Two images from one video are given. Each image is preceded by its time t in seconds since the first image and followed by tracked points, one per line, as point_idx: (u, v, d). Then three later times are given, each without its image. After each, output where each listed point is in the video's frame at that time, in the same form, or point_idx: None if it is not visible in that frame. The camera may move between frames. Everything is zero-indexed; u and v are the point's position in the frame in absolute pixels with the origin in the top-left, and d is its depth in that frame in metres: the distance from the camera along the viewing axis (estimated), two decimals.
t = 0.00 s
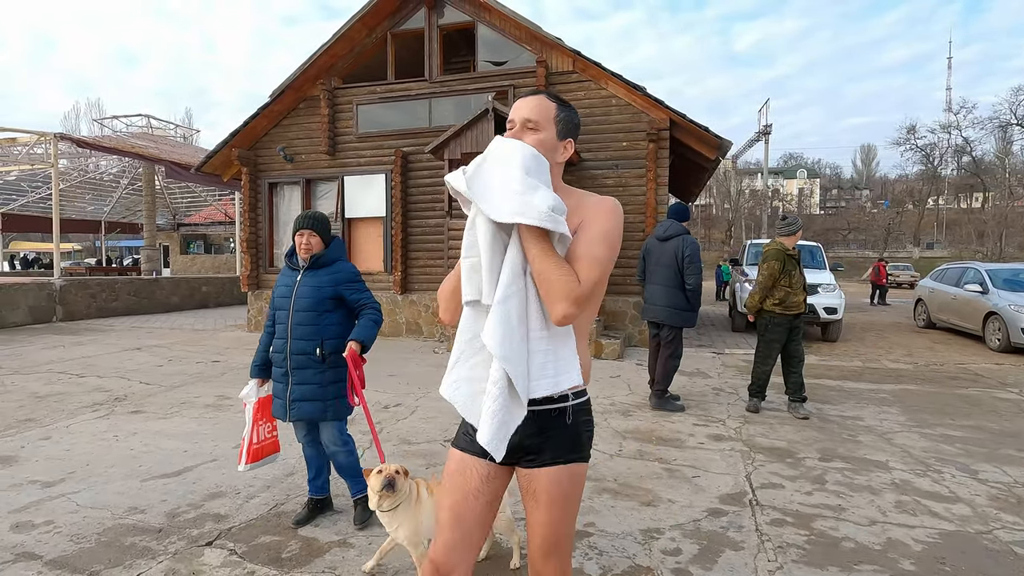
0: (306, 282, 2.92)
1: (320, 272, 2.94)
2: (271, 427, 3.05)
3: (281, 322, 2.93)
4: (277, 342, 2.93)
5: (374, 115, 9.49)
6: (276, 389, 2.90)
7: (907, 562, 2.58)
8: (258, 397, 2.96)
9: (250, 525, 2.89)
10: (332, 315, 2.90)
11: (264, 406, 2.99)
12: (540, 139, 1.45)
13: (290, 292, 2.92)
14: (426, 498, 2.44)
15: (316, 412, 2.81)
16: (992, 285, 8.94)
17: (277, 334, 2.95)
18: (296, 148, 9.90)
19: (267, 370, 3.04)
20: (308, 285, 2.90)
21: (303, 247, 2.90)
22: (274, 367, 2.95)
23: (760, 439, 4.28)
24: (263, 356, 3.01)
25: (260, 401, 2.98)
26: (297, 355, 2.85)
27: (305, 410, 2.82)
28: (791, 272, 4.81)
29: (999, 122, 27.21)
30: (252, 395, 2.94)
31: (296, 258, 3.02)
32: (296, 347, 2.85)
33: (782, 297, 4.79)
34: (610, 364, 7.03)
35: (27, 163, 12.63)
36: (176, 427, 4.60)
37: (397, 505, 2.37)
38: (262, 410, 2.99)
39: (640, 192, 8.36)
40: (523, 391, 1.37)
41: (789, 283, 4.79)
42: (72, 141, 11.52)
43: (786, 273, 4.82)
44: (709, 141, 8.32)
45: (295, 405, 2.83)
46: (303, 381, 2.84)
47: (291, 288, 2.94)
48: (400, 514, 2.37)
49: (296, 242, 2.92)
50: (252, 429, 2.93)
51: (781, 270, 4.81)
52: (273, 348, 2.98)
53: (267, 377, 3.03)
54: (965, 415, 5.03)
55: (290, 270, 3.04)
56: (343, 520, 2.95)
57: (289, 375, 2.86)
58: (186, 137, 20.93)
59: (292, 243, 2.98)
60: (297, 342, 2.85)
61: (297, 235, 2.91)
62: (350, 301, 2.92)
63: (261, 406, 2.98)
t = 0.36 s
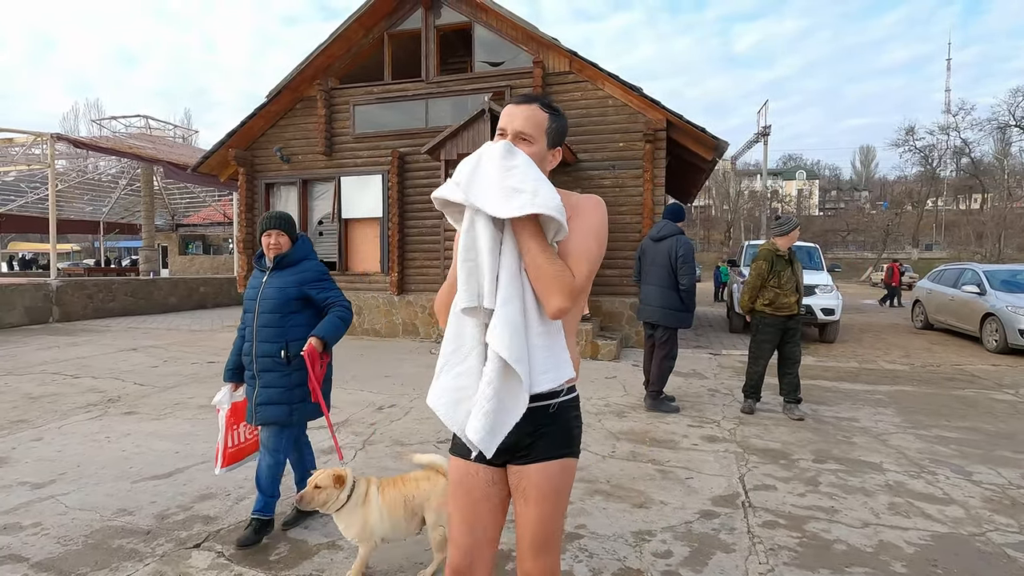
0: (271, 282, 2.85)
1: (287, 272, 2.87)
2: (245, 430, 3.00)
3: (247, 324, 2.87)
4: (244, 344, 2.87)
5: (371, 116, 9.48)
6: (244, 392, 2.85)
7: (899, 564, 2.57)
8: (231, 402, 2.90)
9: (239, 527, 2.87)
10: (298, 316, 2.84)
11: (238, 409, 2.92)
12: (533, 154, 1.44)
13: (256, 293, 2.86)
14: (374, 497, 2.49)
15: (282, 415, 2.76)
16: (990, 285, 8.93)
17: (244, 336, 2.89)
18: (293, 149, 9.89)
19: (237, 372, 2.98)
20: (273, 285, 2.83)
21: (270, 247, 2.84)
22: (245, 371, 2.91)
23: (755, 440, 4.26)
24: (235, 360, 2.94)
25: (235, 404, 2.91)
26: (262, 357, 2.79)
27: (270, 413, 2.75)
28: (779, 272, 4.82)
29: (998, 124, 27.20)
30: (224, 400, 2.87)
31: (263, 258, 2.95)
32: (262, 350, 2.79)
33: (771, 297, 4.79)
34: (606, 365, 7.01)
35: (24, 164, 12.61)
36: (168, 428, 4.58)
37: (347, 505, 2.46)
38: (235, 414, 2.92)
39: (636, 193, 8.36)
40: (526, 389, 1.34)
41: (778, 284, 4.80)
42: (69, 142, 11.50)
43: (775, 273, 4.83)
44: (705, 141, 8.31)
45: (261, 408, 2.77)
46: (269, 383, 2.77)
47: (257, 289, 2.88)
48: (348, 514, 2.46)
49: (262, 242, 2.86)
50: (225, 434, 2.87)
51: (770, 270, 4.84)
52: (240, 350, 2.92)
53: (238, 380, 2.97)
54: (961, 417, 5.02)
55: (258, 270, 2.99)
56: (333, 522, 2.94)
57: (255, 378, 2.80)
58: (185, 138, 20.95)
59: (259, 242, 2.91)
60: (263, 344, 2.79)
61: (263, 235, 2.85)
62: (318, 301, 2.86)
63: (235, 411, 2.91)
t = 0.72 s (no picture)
0: (233, 289, 2.84)
1: (249, 280, 2.85)
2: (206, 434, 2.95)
3: (204, 330, 2.85)
4: (198, 351, 2.85)
5: (368, 116, 9.48)
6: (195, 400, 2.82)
7: (890, 566, 2.56)
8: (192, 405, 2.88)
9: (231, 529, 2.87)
10: (254, 326, 2.81)
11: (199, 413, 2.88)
12: (483, 148, 1.47)
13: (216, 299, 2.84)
14: (320, 509, 2.38)
15: (229, 427, 2.71)
16: (986, 287, 8.95)
17: (200, 342, 2.87)
18: (290, 149, 9.88)
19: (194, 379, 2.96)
20: (234, 293, 2.81)
21: (236, 252, 2.84)
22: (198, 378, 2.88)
23: (749, 441, 4.26)
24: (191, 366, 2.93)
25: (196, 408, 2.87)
26: (212, 366, 2.76)
27: (218, 424, 2.71)
28: (770, 272, 4.83)
29: (996, 124, 27.22)
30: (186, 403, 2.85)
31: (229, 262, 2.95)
32: (214, 358, 2.76)
33: (762, 297, 4.80)
34: (602, 366, 7.01)
35: (21, 164, 12.59)
36: (162, 429, 4.57)
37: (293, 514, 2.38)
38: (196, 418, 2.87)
39: (633, 193, 8.36)
40: (530, 406, 1.44)
41: (769, 284, 4.80)
42: (67, 142, 11.49)
43: (766, 273, 4.84)
44: (702, 142, 8.32)
45: (209, 418, 2.72)
46: (218, 394, 2.74)
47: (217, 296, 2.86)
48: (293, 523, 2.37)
49: (229, 246, 2.86)
50: (189, 438, 2.85)
51: (760, 271, 4.84)
52: (195, 358, 2.89)
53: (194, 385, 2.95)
54: (956, 418, 5.02)
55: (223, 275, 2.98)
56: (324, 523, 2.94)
57: (205, 387, 2.77)
58: (183, 139, 20.92)
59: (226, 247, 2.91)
60: (215, 352, 2.77)
61: (230, 240, 2.84)
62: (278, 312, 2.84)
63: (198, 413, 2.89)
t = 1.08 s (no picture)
0: (217, 287, 2.80)
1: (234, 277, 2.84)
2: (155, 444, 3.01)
3: (186, 330, 2.80)
4: (180, 353, 2.79)
5: (369, 117, 9.49)
6: (175, 404, 2.77)
7: (892, 566, 2.58)
8: (149, 411, 2.92)
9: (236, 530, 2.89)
10: (242, 325, 2.81)
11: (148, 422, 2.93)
12: (505, 154, 1.50)
13: (200, 298, 2.80)
14: (267, 520, 2.35)
15: (221, 427, 2.73)
16: (985, 287, 8.97)
17: (180, 344, 2.81)
18: (291, 150, 9.88)
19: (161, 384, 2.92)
20: (219, 291, 2.79)
21: (216, 250, 2.81)
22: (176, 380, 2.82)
23: (750, 441, 4.28)
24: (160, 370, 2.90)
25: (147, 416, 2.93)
26: (201, 366, 2.73)
27: (208, 426, 2.71)
28: (766, 273, 4.85)
29: (994, 125, 27.28)
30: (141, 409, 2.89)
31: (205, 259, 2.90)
32: (201, 360, 2.74)
33: (758, 298, 4.82)
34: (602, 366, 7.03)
35: (21, 164, 12.57)
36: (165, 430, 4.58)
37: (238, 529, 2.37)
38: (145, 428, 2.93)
39: (633, 194, 8.37)
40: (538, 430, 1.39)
41: (765, 285, 4.83)
42: (66, 142, 11.47)
43: (761, 274, 4.86)
44: (703, 143, 8.33)
45: (200, 422, 2.71)
46: (207, 395, 2.73)
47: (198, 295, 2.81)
48: (240, 537, 2.37)
49: (209, 244, 2.82)
50: (140, 444, 2.93)
51: (756, 271, 4.87)
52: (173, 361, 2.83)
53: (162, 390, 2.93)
54: (956, 418, 5.04)
55: (197, 274, 2.93)
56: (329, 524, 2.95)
57: (192, 390, 2.74)
58: (182, 138, 20.89)
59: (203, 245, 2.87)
60: (203, 353, 2.74)
61: (211, 238, 2.81)
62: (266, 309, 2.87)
63: (153, 420, 2.95)
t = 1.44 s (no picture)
0: (196, 288, 2.65)
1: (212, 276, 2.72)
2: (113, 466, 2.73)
3: (162, 334, 2.60)
4: (158, 358, 2.58)
5: (369, 116, 9.48)
6: (159, 412, 2.58)
7: (895, 563, 2.59)
8: (115, 425, 2.68)
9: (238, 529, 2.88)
10: (226, 325, 2.70)
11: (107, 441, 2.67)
12: (532, 144, 1.48)
13: (177, 300, 2.62)
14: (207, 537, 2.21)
15: (218, 429, 2.65)
16: (984, 287, 8.98)
17: (154, 349, 2.60)
18: (291, 149, 9.87)
19: (122, 396, 2.66)
20: (201, 291, 2.65)
21: (188, 249, 2.64)
22: (150, 386, 2.60)
23: (751, 440, 4.29)
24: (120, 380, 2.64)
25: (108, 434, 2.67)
26: (191, 369, 2.59)
27: (204, 429, 2.61)
28: (764, 272, 4.85)
29: (992, 125, 27.34)
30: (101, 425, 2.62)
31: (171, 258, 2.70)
32: (191, 362, 2.60)
33: (756, 297, 4.84)
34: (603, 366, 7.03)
35: (20, 163, 12.54)
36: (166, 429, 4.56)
37: (174, 536, 2.20)
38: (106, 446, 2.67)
39: (633, 193, 8.38)
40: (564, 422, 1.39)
41: (763, 284, 4.83)
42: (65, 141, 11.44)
43: (759, 273, 4.86)
44: (703, 142, 8.34)
45: (194, 426, 2.60)
46: (200, 397, 2.61)
47: (173, 296, 2.62)
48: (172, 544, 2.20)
49: (180, 242, 2.63)
50: (104, 462, 2.66)
51: (754, 270, 4.88)
52: (146, 368, 2.59)
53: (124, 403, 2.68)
54: (956, 417, 5.05)
55: (158, 272, 2.69)
56: (333, 522, 2.96)
57: (181, 395, 2.59)
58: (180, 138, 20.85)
59: (171, 241, 2.66)
60: (191, 356, 2.60)
61: (184, 235, 2.63)
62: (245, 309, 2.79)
63: (117, 435, 2.71)
